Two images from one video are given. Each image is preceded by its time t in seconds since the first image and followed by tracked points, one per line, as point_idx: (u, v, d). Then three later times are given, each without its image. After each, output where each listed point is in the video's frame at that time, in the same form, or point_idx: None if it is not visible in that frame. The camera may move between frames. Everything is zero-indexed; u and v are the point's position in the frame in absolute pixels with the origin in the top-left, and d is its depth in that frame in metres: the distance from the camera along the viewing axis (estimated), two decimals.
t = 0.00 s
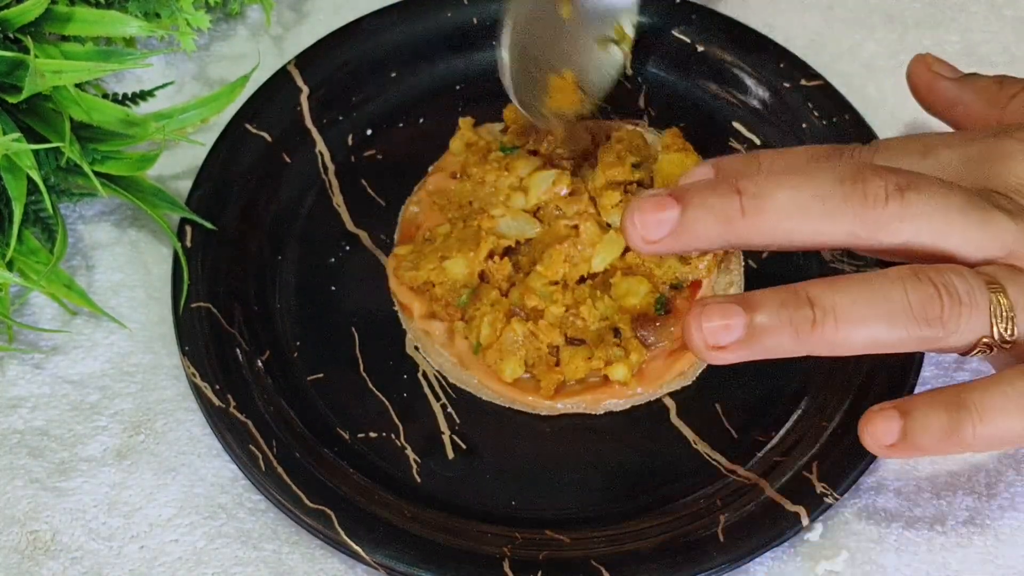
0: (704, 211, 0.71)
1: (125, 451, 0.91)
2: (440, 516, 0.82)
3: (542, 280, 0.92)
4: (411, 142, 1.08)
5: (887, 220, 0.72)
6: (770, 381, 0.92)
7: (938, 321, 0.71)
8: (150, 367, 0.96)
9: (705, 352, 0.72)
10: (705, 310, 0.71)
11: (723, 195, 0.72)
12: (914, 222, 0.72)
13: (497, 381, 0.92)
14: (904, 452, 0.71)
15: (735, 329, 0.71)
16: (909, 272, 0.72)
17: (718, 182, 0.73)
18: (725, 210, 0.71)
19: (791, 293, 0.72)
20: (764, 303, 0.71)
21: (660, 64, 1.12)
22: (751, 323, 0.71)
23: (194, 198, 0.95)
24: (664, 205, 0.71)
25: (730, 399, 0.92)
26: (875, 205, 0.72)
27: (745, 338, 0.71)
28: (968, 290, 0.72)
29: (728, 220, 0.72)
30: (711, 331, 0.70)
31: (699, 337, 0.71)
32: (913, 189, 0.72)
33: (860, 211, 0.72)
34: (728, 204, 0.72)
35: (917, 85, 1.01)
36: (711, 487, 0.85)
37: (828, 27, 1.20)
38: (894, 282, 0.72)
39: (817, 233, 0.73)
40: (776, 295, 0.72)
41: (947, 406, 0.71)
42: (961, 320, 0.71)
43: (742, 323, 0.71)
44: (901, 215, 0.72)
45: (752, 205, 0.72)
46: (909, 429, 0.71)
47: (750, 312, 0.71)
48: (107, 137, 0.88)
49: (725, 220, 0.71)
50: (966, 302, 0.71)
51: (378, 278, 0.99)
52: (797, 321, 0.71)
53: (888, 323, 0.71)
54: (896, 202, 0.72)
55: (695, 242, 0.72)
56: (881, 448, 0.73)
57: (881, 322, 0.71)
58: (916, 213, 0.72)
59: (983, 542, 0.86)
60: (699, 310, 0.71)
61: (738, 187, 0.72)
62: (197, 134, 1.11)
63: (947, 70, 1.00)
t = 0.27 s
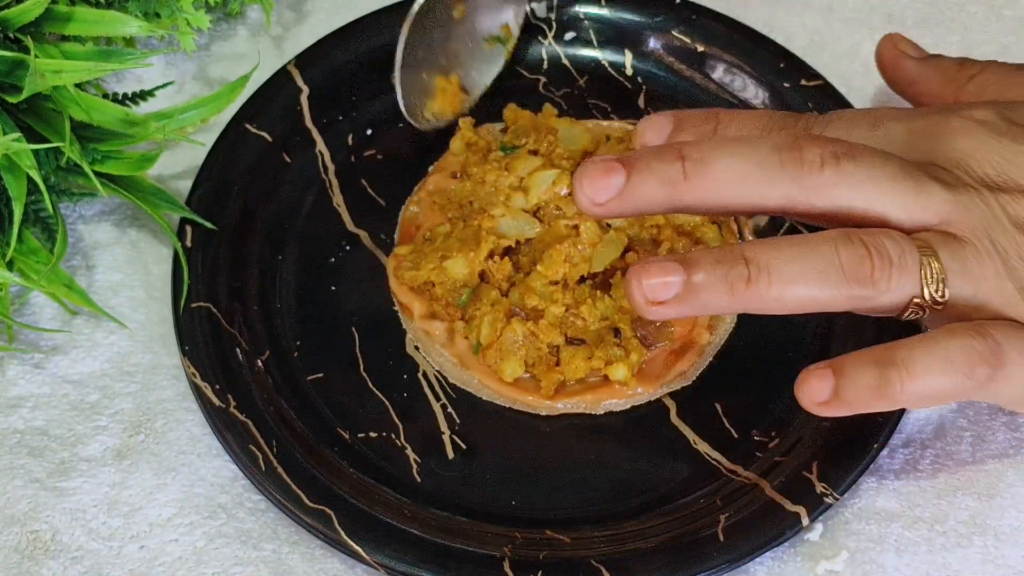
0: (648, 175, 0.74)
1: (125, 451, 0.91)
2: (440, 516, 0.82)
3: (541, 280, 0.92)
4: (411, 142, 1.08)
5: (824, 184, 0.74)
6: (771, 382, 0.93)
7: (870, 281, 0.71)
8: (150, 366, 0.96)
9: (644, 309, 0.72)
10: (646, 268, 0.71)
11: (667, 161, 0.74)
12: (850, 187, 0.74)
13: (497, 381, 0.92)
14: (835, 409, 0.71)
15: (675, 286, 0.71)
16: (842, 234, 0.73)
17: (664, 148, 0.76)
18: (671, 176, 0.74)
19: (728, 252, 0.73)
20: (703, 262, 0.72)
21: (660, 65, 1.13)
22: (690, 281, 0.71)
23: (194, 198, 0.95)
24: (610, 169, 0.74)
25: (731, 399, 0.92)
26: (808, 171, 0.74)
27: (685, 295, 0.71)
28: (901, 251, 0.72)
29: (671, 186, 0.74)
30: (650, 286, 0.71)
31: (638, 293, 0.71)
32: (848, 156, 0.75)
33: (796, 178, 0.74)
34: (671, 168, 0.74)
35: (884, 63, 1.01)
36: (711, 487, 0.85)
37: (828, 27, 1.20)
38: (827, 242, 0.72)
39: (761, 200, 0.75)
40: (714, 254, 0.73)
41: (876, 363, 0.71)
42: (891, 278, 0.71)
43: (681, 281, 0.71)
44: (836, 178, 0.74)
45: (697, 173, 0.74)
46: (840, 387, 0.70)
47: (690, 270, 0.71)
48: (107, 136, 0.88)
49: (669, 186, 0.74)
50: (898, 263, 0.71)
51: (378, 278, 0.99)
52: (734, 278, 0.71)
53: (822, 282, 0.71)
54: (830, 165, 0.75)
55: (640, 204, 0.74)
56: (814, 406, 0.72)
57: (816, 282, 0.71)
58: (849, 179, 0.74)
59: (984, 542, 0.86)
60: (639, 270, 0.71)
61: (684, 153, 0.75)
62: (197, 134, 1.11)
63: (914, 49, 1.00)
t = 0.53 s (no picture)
0: (657, 177, 0.72)
1: (125, 451, 0.91)
2: (440, 516, 0.82)
3: (542, 280, 0.92)
4: (411, 142, 1.08)
5: (834, 185, 0.72)
6: (770, 381, 0.93)
7: (881, 285, 0.70)
8: (150, 366, 0.96)
9: (656, 315, 0.72)
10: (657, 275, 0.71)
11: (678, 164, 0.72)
12: (862, 190, 0.72)
13: (497, 381, 0.92)
14: (848, 414, 0.70)
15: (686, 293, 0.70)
16: (854, 238, 0.72)
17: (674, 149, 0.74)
18: (680, 178, 0.72)
19: (738, 258, 0.72)
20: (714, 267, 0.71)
21: (660, 65, 1.13)
22: (701, 287, 0.70)
23: (194, 198, 0.96)
24: (620, 170, 0.72)
25: (730, 399, 0.92)
26: (818, 171, 0.72)
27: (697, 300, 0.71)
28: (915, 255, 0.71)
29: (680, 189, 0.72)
30: (659, 292, 0.70)
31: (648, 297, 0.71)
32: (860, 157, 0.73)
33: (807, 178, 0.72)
34: (681, 169, 0.72)
35: (888, 53, 1.02)
36: (711, 487, 0.85)
37: (828, 27, 1.20)
38: (837, 245, 0.72)
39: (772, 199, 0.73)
40: (724, 259, 0.72)
41: (889, 368, 0.71)
42: (903, 281, 0.70)
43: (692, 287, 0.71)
44: (848, 180, 0.72)
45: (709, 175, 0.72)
46: (853, 391, 0.70)
47: (701, 275, 0.71)
48: (107, 136, 0.88)
49: (678, 190, 0.72)
50: (910, 266, 0.70)
51: (377, 278, 0.99)
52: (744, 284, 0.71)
53: (833, 286, 0.70)
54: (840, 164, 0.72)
55: (650, 208, 0.72)
56: (828, 411, 0.72)
57: (827, 289, 0.70)
58: (861, 181, 0.72)
59: (984, 542, 0.86)
60: (649, 277, 0.71)
61: (694, 155, 0.73)
62: (197, 134, 1.11)
63: (920, 41, 1.01)
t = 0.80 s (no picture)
0: (668, 197, 0.71)
1: (125, 451, 0.91)
2: (440, 516, 0.82)
3: (542, 282, 0.92)
4: (411, 142, 1.08)
5: (845, 203, 0.73)
6: (771, 382, 0.93)
7: (895, 304, 0.70)
8: (150, 366, 0.96)
9: (669, 341, 0.71)
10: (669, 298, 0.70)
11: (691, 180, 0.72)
12: (873, 207, 0.73)
13: (497, 381, 0.92)
14: (867, 437, 0.68)
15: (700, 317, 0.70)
16: (865, 256, 0.72)
17: (685, 168, 0.73)
18: (693, 196, 0.71)
19: (750, 280, 0.72)
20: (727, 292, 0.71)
21: (660, 65, 1.13)
22: (714, 312, 0.70)
23: (194, 198, 0.95)
24: (630, 190, 0.71)
25: (731, 400, 0.92)
26: (833, 188, 0.73)
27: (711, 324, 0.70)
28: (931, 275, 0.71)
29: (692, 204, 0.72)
30: (673, 317, 0.69)
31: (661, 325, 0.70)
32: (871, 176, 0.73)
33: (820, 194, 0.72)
34: (693, 190, 0.72)
35: (891, 54, 1.03)
36: (711, 487, 0.85)
37: (829, 27, 1.20)
38: (851, 265, 0.71)
39: (782, 216, 0.72)
40: (736, 283, 0.72)
41: (907, 389, 0.69)
42: (918, 301, 0.70)
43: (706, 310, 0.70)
44: (860, 197, 0.73)
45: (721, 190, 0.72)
46: (872, 414, 0.68)
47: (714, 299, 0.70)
48: (107, 136, 0.88)
49: (691, 209, 0.71)
50: (924, 285, 0.70)
51: (377, 278, 0.99)
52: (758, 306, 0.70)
53: (847, 306, 0.70)
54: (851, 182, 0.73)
55: (661, 228, 0.72)
56: (845, 435, 0.70)
57: (841, 309, 0.70)
58: (873, 199, 0.73)
59: (984, 542, 0.86)
60: (662, 298, 0.70)
61: (706, 173, 0.72)
62: (197, 134, 1.11)
63: (921, 43, 1.02)
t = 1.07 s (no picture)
0: (653, 249, 0.71)
1: (125, 451, 0.91)
2: (440, 516, 0.82)
3: (543, 282, 0.91)
4: (411, 142, 1.08)
5: (836, 248, 0.73)
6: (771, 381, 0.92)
7: (893, 345, 0.69)
8: (150, 366, 0.96)
9: (666, 388, 0.68)
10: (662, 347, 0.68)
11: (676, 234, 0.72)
12: (863, 250, 0.73)
13: (497, 381, 0.92)
14: (872, 483, 0.68)
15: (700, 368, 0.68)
16: (860, 300, 0.71)
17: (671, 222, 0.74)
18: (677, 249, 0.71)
19: (746, 326, 0.70)
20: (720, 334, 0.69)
21: (660, 65, 1.12)
22: (711, 358, 0.68)
23: (194, 198, 0.95)
24: (617, 246, 0.71)
25: (731, 399, 0.92)
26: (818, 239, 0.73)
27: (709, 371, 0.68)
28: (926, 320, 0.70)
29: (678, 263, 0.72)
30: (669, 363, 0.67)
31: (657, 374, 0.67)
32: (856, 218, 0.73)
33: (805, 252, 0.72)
34: (680, 241, 0.72)
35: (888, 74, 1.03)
36: (710, 487, 0.85)
37: (829, 27, 1.20)
38: (846, 307, 0.70)
39: (772, 266, 0.73)
40: (732, 328, 0.70)
41: (910, 432, 0.68)
42: (914, 341, 0.69)
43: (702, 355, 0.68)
44: (849, 243, 0.73)
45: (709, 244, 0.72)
46: (873, 458, 0.68)
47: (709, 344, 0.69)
48: (108, 136, 0.88)
49: (678, 261, 0.71)
50: (922, 328, 0.69)
51: (377, 278, 0.99)
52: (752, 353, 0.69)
53: (845, 350, 0.69)
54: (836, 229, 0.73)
55: (649, 282, 0.72)
56: (849, 481, 0.70)
57: (837, 350, 0.69)
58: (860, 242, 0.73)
59: (984, 542, 0.86)
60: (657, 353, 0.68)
61: (690, 226, 0.73)
62: (197, 134, 1.11)
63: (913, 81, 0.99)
